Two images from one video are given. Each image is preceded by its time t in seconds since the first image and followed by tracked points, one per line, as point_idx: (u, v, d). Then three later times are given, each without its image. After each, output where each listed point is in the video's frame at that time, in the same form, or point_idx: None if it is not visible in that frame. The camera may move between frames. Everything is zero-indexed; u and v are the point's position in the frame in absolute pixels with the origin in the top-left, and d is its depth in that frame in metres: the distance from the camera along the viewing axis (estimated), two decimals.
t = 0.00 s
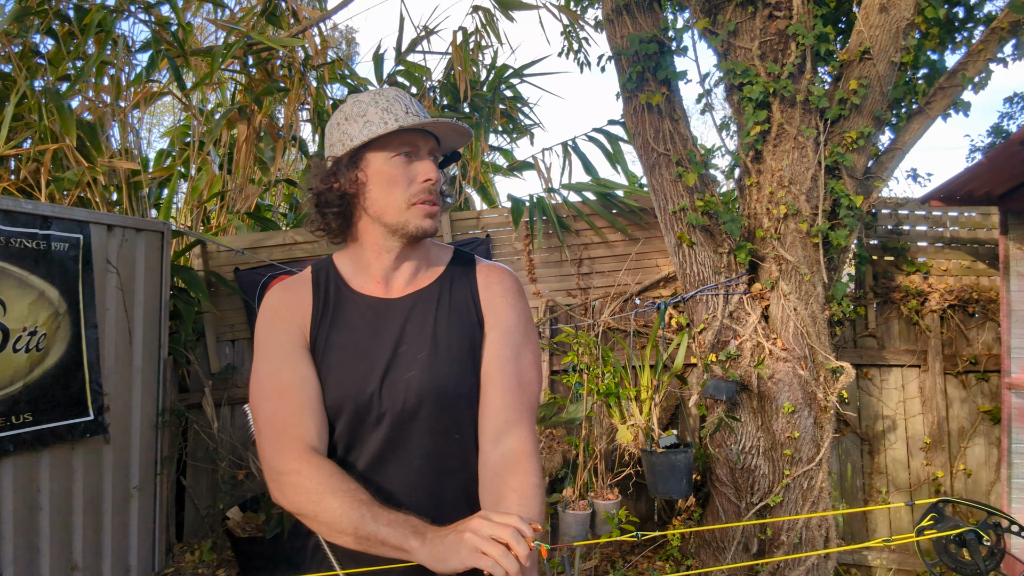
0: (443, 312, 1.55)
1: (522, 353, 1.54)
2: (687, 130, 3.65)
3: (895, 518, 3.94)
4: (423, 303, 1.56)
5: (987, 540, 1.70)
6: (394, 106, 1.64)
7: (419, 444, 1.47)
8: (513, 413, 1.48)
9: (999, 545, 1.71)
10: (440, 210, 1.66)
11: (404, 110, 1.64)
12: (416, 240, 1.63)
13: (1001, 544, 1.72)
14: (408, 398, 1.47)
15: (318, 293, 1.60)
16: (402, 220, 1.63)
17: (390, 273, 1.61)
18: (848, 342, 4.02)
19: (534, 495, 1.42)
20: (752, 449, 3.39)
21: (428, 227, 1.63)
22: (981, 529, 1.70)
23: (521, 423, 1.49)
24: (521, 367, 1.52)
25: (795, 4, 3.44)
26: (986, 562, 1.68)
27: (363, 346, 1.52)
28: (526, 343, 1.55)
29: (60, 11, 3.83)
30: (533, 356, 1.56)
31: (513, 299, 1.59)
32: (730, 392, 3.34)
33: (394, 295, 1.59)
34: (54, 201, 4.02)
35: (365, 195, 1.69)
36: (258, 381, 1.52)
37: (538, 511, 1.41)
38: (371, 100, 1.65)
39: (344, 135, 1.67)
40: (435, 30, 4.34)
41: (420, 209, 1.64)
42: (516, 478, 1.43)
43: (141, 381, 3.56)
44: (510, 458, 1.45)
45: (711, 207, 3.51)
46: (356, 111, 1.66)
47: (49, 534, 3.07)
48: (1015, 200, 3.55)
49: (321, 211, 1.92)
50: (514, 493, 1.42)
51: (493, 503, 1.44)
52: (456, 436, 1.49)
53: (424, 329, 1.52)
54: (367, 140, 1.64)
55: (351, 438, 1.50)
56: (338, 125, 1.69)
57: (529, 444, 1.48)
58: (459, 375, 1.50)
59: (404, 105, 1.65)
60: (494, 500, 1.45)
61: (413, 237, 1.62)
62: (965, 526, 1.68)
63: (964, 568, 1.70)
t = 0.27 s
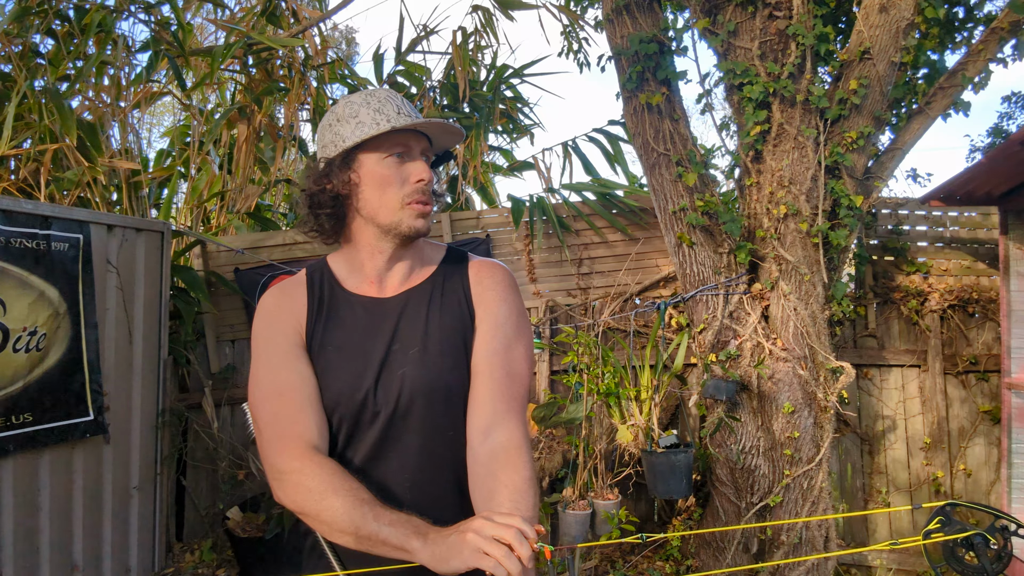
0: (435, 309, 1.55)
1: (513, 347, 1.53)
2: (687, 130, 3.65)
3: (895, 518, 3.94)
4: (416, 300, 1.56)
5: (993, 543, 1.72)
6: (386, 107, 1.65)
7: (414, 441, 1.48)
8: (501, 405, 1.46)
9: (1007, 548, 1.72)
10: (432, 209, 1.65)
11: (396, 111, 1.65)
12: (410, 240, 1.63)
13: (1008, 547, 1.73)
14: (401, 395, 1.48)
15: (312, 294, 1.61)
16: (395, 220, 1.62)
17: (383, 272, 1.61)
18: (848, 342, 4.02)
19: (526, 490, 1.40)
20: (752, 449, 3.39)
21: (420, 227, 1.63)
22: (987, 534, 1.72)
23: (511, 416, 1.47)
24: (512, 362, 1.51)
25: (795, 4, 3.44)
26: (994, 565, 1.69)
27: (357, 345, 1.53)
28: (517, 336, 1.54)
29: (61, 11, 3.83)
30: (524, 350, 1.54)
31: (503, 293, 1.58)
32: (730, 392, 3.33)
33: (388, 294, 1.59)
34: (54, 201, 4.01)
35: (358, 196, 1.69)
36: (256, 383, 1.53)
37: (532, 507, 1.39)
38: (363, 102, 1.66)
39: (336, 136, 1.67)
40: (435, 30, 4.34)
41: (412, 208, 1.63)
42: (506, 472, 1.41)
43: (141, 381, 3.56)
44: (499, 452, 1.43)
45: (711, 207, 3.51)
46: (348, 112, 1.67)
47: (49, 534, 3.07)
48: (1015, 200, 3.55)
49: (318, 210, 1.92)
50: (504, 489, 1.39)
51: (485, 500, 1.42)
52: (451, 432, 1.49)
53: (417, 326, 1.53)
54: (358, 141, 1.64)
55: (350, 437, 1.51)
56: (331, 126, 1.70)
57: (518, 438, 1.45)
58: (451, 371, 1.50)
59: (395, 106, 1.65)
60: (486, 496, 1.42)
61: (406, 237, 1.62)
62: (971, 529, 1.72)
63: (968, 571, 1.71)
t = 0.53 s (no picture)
0: (433, 308, 1.55)
1: (512, 346, 1.52)
2: (686, 130, 3.65)
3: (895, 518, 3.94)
4: (414, 300, 1.56)
5: (992, 544, 1.74)
6: (382, 107, 1.64)
7: (413, 440, 1.48)
8: (499, 404, 1.46)
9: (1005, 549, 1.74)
10: (430, 210, 1.65)
11: (393, 112, 1.64)
12: (408, 240, 1.63)
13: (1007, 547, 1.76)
14: (400, 395, 1.48)
15: (311, 294, 1.61)
16: (392, 220, 1.63)
17: (381, 272, 1.61)
18: (848, 342, 4.02)
19: (526, 489, 1.40)
20: (752, 449, 3.39)
21: (418, 227, 1.63)
22: (986, 534, 1.75)
23: (509, 415, 1.46)
24: (512, 361, 1.51)
25: (795, 4, 3.44)
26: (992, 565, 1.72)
27: (355, 345, 1.53)
28: (515, 334, 1.53)
29: (60, 11, 3.83)
30: (523, 348, 1.53)
31: (501, 292, 1.58)
32: (730, 392, 3.33)
33: (386, 294, 1.59)
34: (54, 201, 4.02)
35: (356, 196, 1.70)
36: (256, 384, 1.53)
37: (533, 505, 1.39)
38: (359, 103, 1.66)
39: (333, 137, 1.67)
40: (435, 30, 4.34)
41: (410, 209, 1.63)
42: (507, 471, 1.41)
43: (141, 381, 3.56)
44: (499, 450, 1.43)
45: (711, 207, 3.51)
46: (345, 112, 1.66)
47: (49, 534, 3.07)
48: (1015, 200, 3.55)
49: (317, 210, 1.91)
50: (505, 488, 1.40)
51: (485, 499, 1.42)
52: (450, 432, 1.49)
53: (414, 325, 1.53)
54: (355, 141, 1.64)
55: (349, 436, 1.51)
56: (327, 127, 1.69)
57: (518, 436, 1.45)
58: (449, 371, 1.50)
59: (392, 106, 1.65)
60: (486, 496, 1.42)
61: (404, 237, 1.62)
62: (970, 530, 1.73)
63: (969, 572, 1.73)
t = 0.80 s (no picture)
0: (432, 308, 1.55)
1: (512, 346, 1.52)
2: (686, 130, 3.65)
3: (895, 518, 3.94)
4: (414, 300, 1.56)
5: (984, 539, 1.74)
6: (385, 108, 1.64)
7: (413, 439, 1.48)
8: (498, 403, 1.46)
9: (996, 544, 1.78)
10: (431, 210, 1.65)
11: (395, 112, 1.64)
12: (409, 240, 1.63)
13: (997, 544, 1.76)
14: (400, 395, 1.48)
15: (311, 293, 1.61)
16: (394, 221, 1.63)
17: (382, 272, 1.61)
18: (848, 342, 4.02)
19: (527, 487, 1.40)
20: (752, 449, 3.39)
21: (419, 227, 1.63)
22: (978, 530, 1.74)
23: (509, 413, 1.46)
24: (511, 360, 1.51)
25: (795, 4, 3.44)
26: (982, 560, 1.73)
27: (355, 344, 1.53)
28: (515, 334, 1.53)
29: (60, 11, 3.83)
30: (523, 347, 1.53)
31: (502, 291, 1.58)
32: (731, 392, 3.33)
33: (386, 294, 1.59)
34: (54, 201, 4.02)
35: (358, 196, 1.69)
36: (256, 382, 1.53)
37: (533, 505, 1.40)
38: (362, 103, 1.66)
39: (335, 137, 1.67)
40: (435, 30, 4.34)
41: (412, 209, 1.63)
42: (507, 470, 1.41)
43: (141, 381, 3.56)
44: (498, 450, 1.43)
45: (711, 207, 3.51)
46: (348, 112, 1.66)
47: (49, 534, 3.07)
48: (1015, 200, 3.55)
49: (319, 210, 1.92)
50: (504, 487, 1.40)
51: (484, 499, 1.42)
52: (450, 431, 1.49)
53: (414, 325, 1.53)
54: (358, 141, 1.64)
55: (348, 435, 1.51)
56: (330, 127, 1.70)
57: (520, 434, 1.46)
58: (449, 370, 1.49)
59: (395, 106, 1.65)
60: (485, 495, 1.42)
61: (405, 237, 1.62)
62: (962, 525, 1.72)
63: (961, 566, 1.76)
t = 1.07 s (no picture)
0: (432, 308, 1.55)
1: (512, 346, 1.52)
2: (686, 130, 3.65)
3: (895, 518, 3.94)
4: (414, 300, 1.56)
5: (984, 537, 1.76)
6: (388, 107, 1.64)
7: (412, 439, 1.48)
8: (497, 403, 1.46)
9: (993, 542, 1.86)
10: (433, 211, 1.65)
11: (398, 112, 1.64)
12: (410, 240, 1.63)
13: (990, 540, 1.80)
14: (399, 395, 1.48)
15: (311, 292, 1.61)
16: (395, 221, 1.63)
17: (383, 272, 1.61)
18: (848, 342, 4.02)
19: (524, 489, 1.40)
20: (752, 449, 3.39)
21: (420, 228, 1.62)
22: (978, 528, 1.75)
23: (508, 414, 1.46)
24: (511, 360, 1.51)
25: (795, 4, 3.44)
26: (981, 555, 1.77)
27: (355, 344, 1.53)
28: (515, 335, 1.53)
29: (60, 11, 3.83)
30: (522, 348, 1.53)
31: (502, 292, 1.58)
32: (731, 392, 3.33)
33: (386, 294, 1.59)
34: (54, 201, 4.02)
35: (359, 196, 1.70)
36: (256, 381, 1.53)
37: (531, 505, 1.40)
38: (365, 103, 1.66)
39: (338, 136, 1.67)
40: (435, 29, 4.34)
41: (413, 209, 1.63)
42: (505, 470, 1.41)
43: (141, 381, 3.56)
44: (497, 451, 1.43)
45: (711, 207, 3.51)
46: (350, 112, 1.67)
47: (48, 534, 3.07)
48: (1015, 200, 3.55)
49: (320, 209, 1.92)
50: (502, 488, 1.40)
51: (482, 499, 1.42)
52: (449, 430, 1.49)
53: (413, 325, 1.53)
54: (360, 141, 1.64)
55: (348, 434, 1.51)
56: (333, 126, 1.69)
57: (518, 435, 1.46)
58: (449, 371, 1.50)
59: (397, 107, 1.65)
60: (483, 495, 1.42)
61: (406, 237, 1.62)
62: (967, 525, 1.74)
63: (958, 564, 1.86)
